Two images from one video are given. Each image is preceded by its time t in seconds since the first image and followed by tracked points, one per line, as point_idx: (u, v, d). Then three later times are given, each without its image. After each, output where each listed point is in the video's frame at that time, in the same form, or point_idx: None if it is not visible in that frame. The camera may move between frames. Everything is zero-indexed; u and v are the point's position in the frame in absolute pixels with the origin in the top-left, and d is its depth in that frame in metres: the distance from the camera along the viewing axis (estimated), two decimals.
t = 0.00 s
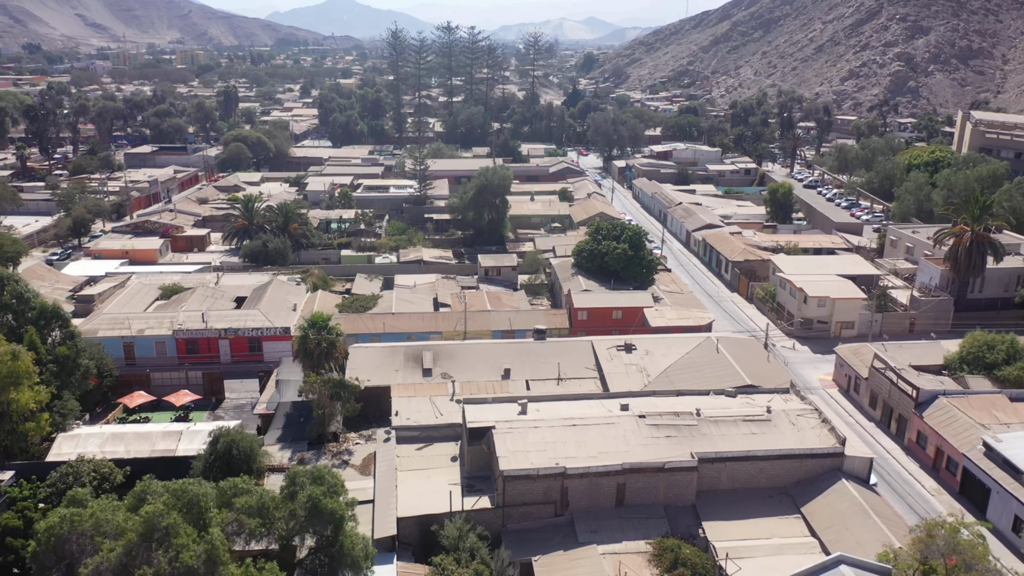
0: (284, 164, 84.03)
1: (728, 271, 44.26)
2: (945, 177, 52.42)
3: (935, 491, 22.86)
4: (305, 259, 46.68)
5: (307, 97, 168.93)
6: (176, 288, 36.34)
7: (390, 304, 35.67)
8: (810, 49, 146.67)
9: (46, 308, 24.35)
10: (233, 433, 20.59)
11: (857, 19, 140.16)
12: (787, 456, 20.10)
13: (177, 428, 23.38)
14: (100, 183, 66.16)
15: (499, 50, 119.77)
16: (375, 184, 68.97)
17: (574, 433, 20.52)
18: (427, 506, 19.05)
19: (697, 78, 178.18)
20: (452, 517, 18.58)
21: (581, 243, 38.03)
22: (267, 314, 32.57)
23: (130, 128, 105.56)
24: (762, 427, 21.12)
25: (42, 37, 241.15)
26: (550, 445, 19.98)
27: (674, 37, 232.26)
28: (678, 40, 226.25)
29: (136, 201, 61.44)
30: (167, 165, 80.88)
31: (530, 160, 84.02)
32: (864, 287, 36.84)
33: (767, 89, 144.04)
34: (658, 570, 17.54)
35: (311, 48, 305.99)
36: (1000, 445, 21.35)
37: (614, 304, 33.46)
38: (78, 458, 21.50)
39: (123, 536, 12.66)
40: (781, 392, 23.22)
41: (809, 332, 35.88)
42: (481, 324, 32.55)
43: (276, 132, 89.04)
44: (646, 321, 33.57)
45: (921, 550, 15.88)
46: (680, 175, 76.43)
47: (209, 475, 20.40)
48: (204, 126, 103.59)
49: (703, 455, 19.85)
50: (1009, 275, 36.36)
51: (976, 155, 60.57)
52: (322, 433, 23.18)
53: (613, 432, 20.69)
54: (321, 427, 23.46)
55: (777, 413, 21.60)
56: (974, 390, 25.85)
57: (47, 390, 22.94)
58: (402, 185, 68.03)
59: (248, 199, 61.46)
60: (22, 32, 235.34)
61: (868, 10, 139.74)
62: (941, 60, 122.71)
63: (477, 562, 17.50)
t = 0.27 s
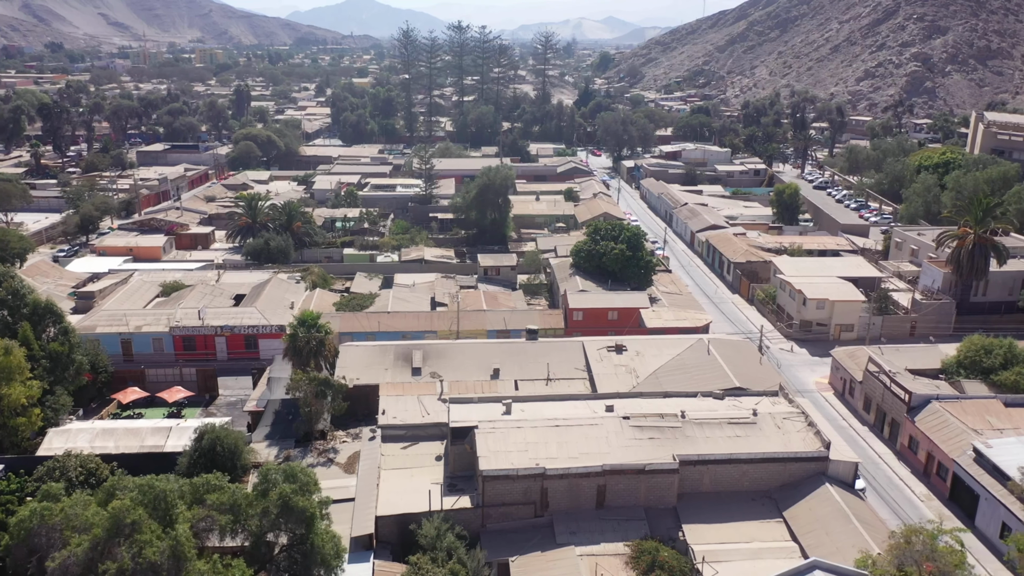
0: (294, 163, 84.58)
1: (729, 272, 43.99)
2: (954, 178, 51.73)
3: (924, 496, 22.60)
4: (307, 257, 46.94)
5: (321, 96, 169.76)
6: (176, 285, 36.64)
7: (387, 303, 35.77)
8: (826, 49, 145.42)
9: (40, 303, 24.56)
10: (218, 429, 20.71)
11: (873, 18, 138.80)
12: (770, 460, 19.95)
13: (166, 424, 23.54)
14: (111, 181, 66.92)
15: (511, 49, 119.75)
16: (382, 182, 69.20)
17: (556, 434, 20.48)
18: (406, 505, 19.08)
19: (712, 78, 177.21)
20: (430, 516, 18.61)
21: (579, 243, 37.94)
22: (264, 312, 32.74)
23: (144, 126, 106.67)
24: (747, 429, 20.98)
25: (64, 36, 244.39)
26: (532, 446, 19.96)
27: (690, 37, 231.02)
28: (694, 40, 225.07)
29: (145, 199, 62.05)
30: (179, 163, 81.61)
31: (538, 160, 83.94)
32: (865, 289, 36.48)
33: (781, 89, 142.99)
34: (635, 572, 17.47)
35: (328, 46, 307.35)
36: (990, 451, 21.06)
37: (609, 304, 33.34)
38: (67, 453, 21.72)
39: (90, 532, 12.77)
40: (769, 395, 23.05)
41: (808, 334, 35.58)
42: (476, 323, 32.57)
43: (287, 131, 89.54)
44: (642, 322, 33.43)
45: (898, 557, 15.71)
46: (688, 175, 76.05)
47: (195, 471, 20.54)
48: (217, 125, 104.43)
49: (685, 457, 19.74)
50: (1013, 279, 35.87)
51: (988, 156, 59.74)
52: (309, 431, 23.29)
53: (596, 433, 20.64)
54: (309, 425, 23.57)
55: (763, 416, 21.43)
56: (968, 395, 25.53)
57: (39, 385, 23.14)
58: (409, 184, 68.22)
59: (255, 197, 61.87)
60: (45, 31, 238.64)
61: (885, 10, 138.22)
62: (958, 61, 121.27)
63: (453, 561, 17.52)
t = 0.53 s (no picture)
0: (308, 161, 85.21)
1: (735, 274, 43.68)
2: (968, 181, 50.91)
3: (918, 503, 22.29)
4: (314, 255, 47.30)
5: (340, 95, 170.71)
6: (181, 282, 37.06)
7: (388, 301, 35.93)
8: (847, 49, 143.85)
9: (39, 298, 24.93)
10: (208, 425, 20.94)
11: (895, 18, 136.92)
12: (757, 463, 19.78)
13: (161, 419, 23.81)
14: (126, 179, 67.83)
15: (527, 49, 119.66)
16: (393, 181, 69.49)
17: (543, 434, 20.46)
18: (390, 504, 19.12)
19: (732, 78, 175.95)
20: (413, 515, 18.67)
21: (582, 244, 37.84)
22: (265, 309, 33.01)
23: (163, 124, 108.00)
24: (736, 432, 20.83)
25: (92, 35, 248.18)
26: (517, 446, 19.95)
27: (711, 36, 229.45)
28: (715, 39, 223.51)
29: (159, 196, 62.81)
30: (195, 161, 82.51)
31: (551, 160, 83.85)
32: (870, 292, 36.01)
33: (801, 89, 141.61)
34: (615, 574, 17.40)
35: (350, 46, 308.99)
36: (984, 458, 20.71)
37: (609, 305, 33.22)
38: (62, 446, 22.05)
39: (62, 525, 12.95)
40: (762, 398, 22.88)
41: (812, 337, 35.21)
42: (475, 322, 32.64)
43: (302, 129, 90.16)
44: (642, 323, 33.28)
45: (879, 564, 15.51)
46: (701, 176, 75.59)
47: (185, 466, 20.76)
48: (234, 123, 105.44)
49: (671, 460, 19.63)
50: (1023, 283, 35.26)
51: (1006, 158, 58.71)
52: (301, 428, 23.49)
53: (583, 434, 20.60)
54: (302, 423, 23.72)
55: (752, 419, 21.27)
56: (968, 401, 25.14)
57: (37, 379, 23.50)
58: (420, 183, 68.45)
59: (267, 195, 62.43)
60: (73, 29, 242.63)
61: (908, 10, 136.28)
62: (981, 61, 119.42)
63: (433, 561, 17.55)
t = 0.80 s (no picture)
0: (323, 159, 85.77)
1: (741, 275, 43.36)
2: (983, 183, 50.10)
3: (911, 508, 22.02)
4: (322, 253, 47.65)
5: (359, 93, 171.55)
6: (187, 279, 37.48)
7: (390, 300, 36.09)
8: (868, 49, 142.18)
9: (41, 294, 25.31)
10: (200, 420, 21.19)
11: (918, 18, 134.84)
12: (745, 466, 19.65)
13: (158, 414, 24.10)
14: (142, 176, 68.73)
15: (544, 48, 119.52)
16: (404, 180, 69.77)
17: (529, 434, 20.46)
18: (374, 501, 19.21)
19: (752, 78, 174.57)
20: (396, 512, 18.75)
21: (585, 244, 37.75)
22: (267, 306, 33.27)
23: (182, 122, 109.24)
24: (725, 435, 20.70)
25: (119, 34, 251.67)
26: (503, 446, 19.97)
27: (732, 36, 227.78)
28: (736, 39, 221.78)
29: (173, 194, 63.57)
30: (211, 159, 83.40)
31: (564, 160, 83.71)
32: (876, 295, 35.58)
33: (821, 89, 140.15)
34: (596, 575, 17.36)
35: (371, 45, 310.66)
36: (978, 464, 20.39)
37: (609, 305, 33.10)
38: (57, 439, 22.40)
39: (38, 515, 13.20)
40: (754, 400, 22.72)
41: (815, 340, 34.86)
42: (474, 321, 32.72)
43: (317, 128, 90.77)
44: (643, 324, 33.13)
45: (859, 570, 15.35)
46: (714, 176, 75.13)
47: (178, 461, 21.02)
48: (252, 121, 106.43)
49: (657, 462, 19.55)
50: None
51: None
52: (294, 424, 23.69)
53: (570, 434, 20.57)
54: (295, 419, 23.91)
55: (742, 422, 21.13)
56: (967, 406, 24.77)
57: (37, 373, 23.91)
58: (431, 181, 68.69)
59: (279, 193, 62.94)
60: (101, 28, 246.26)
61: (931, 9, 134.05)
62: (1005, 62, 117.45)
63: (414, 558, 17.62)
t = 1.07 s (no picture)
0: (337, 158, 86.57)
1: (747, 277, 43.08)
2: (997, 185, 49.37)
3: (904, 513, 21.78)
4: (330, 251, 48.05)
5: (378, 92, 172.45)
6: (192, 275, 37.90)
7: (391, 298, 36.28)
8: (889, 49, 140.47)
9: (42, 289, 25.70)
10: (193, 416, 21.46)
11: (941, 17, 132.55)
12: (731, 469, 19.54)
13: (155, 409, 24.42)
14: (158, 174, 69.65)
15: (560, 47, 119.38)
16: (416, 179, 70.05)
17: (516, 433, 20.50)
18: (359, 497, 19.30)
19: (772, 78, 173.18)
20: (380, 509, 18.84)
21: (587, 244, 37.70)
22: (269, 304, 33.58)
23: (200, 121, 110.42)
24: (713, 436, 20.59)
25: (144, 33, 254.89)
26: (490, 444, 20.01)
27: (753, 36, 225.98)
28: (757, 38, 220.09)
29: (186, 191, 64.32)
30: (226, 157, 84.26)
31: (576, 160, 83.53)
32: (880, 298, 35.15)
33: (840, 89, 138.64)
34: None
35: (391, 44, 311.96)
36: (971, 470, 20.12)
37: (609, 305, 33.05)
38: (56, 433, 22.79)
39: (16, 506, 13.48)
40: (746, 403, 22.57)
41: (818, 342, 34.53)
42: (474, 320, 32.81)
43: (331, 127, 91.41)
44: (643, 324, 33.04)
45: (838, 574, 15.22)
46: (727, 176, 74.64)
47: (171, 456, 21.33)
48: (269, 119, 107.37)
49: (642, 462, 19.49)
50: None
51: None
52: (287, 421, 23.91)
53: (557, 434, 20.57)
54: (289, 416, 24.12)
55: (731, 424, 21.02)
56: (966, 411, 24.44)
57: (37, 367, 24.29)
58: (442, 180, 68.92)
59: (290, 191, 63.44)
60: (127, 27, 249.61)
61: (953, 9, 131.56)
62: None
63: (396, 555, 17.72)
